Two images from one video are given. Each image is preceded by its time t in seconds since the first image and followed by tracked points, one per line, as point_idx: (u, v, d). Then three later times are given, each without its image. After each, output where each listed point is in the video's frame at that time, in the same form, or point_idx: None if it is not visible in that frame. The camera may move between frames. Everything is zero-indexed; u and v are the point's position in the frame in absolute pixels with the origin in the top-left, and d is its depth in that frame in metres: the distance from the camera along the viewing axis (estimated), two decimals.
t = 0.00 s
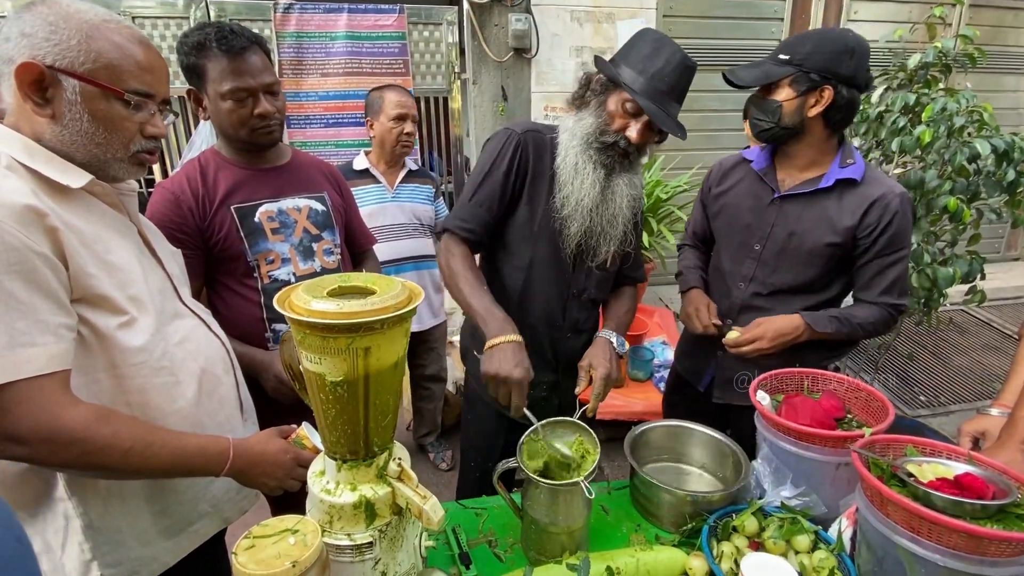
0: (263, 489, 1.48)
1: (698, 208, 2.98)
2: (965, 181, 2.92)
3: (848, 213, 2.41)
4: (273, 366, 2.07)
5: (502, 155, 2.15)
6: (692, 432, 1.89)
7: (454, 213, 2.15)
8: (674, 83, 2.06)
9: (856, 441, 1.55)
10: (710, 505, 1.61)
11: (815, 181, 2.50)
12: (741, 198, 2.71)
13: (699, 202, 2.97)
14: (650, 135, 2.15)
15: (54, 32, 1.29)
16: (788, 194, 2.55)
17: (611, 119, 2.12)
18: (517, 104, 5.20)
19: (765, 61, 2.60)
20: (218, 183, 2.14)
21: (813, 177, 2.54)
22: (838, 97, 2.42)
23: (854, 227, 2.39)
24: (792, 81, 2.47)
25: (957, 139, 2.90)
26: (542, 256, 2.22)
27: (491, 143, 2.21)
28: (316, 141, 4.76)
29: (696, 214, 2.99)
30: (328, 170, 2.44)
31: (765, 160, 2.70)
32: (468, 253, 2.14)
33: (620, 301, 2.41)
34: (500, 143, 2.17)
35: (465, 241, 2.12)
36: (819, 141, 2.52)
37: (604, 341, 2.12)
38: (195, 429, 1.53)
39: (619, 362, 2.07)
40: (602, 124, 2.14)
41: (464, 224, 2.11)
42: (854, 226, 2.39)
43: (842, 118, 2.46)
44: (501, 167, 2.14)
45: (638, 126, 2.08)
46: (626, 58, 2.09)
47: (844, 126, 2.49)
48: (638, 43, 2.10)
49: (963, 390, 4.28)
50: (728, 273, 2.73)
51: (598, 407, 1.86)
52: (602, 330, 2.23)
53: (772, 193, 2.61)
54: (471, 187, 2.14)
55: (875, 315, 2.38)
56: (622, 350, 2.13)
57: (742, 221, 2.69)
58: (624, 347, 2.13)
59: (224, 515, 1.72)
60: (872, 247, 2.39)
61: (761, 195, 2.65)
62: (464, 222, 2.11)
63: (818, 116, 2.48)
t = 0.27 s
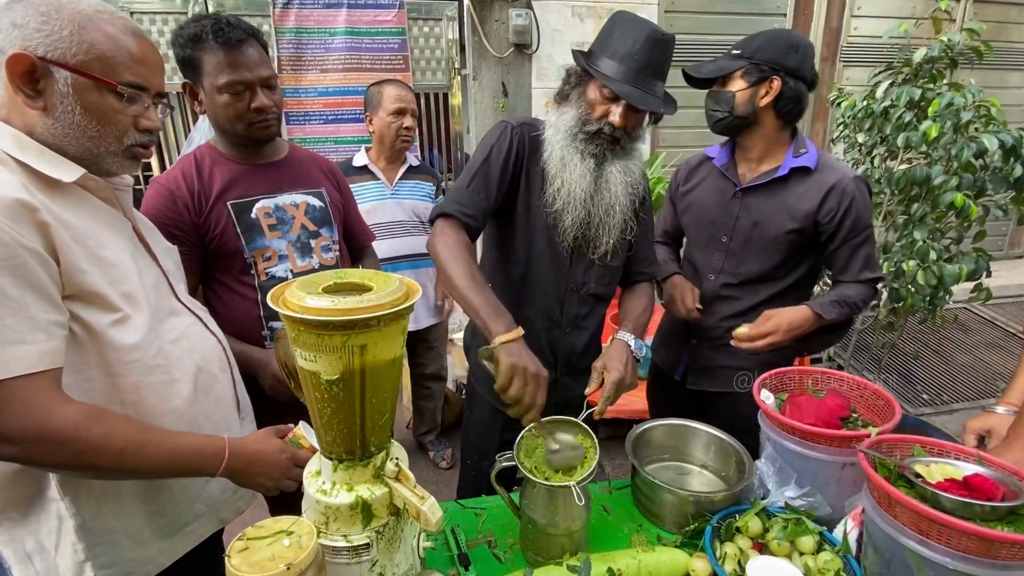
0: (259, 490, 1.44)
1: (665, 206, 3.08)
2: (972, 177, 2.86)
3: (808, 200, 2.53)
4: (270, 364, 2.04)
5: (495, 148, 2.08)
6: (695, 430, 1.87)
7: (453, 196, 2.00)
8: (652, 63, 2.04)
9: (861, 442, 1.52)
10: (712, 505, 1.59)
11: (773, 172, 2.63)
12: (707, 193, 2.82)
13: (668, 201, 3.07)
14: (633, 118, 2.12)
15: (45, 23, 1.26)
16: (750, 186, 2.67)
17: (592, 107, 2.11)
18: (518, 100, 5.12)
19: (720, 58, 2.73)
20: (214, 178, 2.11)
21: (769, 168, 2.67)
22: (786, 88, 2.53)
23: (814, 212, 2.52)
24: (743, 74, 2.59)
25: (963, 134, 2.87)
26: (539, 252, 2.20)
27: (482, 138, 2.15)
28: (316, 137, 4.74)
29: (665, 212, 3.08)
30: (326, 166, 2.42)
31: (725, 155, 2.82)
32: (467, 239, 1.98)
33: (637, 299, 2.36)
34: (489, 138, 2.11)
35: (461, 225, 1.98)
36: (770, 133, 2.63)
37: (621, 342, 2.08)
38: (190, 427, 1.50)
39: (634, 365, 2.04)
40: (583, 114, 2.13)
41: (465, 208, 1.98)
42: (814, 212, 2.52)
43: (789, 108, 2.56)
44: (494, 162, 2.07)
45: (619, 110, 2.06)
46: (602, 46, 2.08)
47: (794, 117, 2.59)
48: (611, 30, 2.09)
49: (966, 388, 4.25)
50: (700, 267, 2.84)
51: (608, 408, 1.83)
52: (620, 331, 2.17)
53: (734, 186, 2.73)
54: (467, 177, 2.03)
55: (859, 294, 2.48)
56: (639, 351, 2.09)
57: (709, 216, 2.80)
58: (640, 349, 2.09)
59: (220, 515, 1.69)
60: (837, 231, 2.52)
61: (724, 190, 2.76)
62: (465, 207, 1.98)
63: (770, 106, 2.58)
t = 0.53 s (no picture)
0: (253, 497, 1.39)
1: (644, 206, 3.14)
2: (982, 174, 2.82)
3: (779, 194, 2.61)
4: (264, 366, 2.00)
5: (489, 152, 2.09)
6: (701, 434, 1.82)
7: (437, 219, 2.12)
8: (659, 59, 2.00)
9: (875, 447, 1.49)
10: (718, 512, 1.55)
11: (744, 168, 2.70)
12: (682, 192, 2.90)
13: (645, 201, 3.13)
14: (639, 116, 2.07)
15: (29, 14, 1.21)
16: (723, 183, 2.74)
17: (596, 103, 2.05)
18: (518, 97, 4.93)
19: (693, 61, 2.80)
20: (208, 174, 2.07)
21: (741, 165, 2.74)
22: (755, 89, 2.61)
23: (785, 206, 2.60)
24: (714, 76, 2.67)
25: (974, 131, 2.82)
26: (538, 254, 2.16)
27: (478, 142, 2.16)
28: (315, 135, 4.69)
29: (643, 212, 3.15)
30: (324, 162, 2.37)
31: (698, 155, 2.90)
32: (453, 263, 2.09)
33: (631, 295, 2.32)
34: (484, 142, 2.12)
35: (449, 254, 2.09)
36: (741, 133, 2.72)
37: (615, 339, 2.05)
38: (182, 432, 1.46)
39: (629, 361, 2.01)
40: (586, 110, 2.07)
41: (443, 230, 2.08)
42: (785, 206, 2.60)
43: (758, 108, 2.64)
44: (487, 166, 2.09)
45: (625, 107, 2.00)
46: (607, 39, 2.04)
47: (764, 117, 2.67)
48: (620, 22, 2.04)
49: (972, 388, 4.21)
50: (680, 263, 2.91)
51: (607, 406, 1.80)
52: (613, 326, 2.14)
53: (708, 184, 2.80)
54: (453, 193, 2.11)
55: (821, 285, 2.61)
56: (633, 349, 2.06)
57: (685, 214, 2.87)
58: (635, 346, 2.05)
59: (214, 520, 1.65)
60: (804, 225, 2.61)
61: (698, 188, 2.83)
62: (444, 228, 2.08)
63: (739, 107, 2.66)
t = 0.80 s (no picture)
0: (245, 504, 1.32)
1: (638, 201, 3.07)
2: (995, 172, 2.76)
3: (771, 193, 2.58)
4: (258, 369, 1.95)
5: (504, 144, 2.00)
6: (706, 439, 1.77)
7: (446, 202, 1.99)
8: (694, 68, 1.92)
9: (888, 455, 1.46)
10: (725, 520, 1.50)
11: (735, 168, 2.66)
12: (673, 189, 2.84)
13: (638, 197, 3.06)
14: (665, 125, 1.99)
15: (8, 6, 1.16)
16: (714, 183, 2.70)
17: (623, 106, 1.97)
18: (519, 94, 4.75)
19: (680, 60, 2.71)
20: (202, 172, 2.02)
21: (732, 164, 2.70)
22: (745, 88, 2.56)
23: (776, 206, 2.58)
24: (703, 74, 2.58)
25: (986, 127, 2.78)
26: (545, 256, 2.11)
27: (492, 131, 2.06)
28: (314, 132, 4.65)
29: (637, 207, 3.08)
30: (321, 160, 2.32)
31: (688, 153, 2.86)
32: (458, 247, 1.99)
33: (626, 301, 2.26)
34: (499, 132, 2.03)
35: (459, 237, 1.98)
36: (731, 131, 2.65)
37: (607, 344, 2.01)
38: (171, 437, 1.42)
39: (624, 367, 1.96)
40: (612, 111, 1.98)
41: (453, 216, 1.95)
42: (776, 205, 2.58)
43: (749, 107, 2.60)
44: (500, 159, 1.99)
45: (652, 115, 1.92)
46: (642, 38, 1.96)
47: (754, 115, 2.63)
48: (657, 23, 1.97)
49: (979, 388, 4.15)
50: (669, 261, 2.84)
51: (604, 414, 1.74)
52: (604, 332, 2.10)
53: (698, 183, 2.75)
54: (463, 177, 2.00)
55: (804, 283, 2.63)
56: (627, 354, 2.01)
57: (676, 211, 2.81)
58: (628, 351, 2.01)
59: (205, 528, 1.61)
60: (793, 224, 2.60)
61: (689, 186, 2.78)
62: (452, 212, 1.96)
63: (730, 106, 2.60)
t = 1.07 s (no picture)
0: (241, 509, 1.28)
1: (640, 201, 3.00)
2: (1004, 169, 2.72)
3: (774, 188, 2.56)
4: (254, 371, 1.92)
5: (520, 140, 1.88)
6: (711, 443, 1.74)
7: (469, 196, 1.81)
8: (712, 66, 1.87)
9: (896, 460, 1.43)
10: (730, 527, 1.47)
11: (735, 162, 2.62)
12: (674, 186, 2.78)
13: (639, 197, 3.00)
14: (679, 124, 1.93)
15: None
16: (715, 177, 2.65)
17: (638, 103, 1.90)
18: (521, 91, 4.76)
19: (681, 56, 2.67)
20: (198, 171, 1.99)
21: (732, 159, 2.67)
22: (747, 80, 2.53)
23: (780, 199, 2.55)
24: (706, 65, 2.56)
25: (995, 124, 2.75)
26: (559, 254, 2.04)
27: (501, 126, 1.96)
28: (314, 130, 4.62)
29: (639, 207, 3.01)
30: (319, 158, 2.29)
31: (688, 151, 2.78)
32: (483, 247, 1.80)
33: (636, 301, 2.19)
34: (512, 127, 1.91)
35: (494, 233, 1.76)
36: (732, 126, 2.62)
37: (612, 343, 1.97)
38: (163, 442, 1.39)
39: (629, 366, 1.92)
40: (627, 109, 1.91)
41: (488, 212, 1.77)
42: (781, 199, 2.55)
43: (751, 101, 2.57)
44: (520, 156, 1.88)
45: (668, 113, 1.85)
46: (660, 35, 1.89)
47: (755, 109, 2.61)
48: (672, 21, 1.92)
49: (985, 388, 4.11)
50: (670, 261, 2.79)
51: (608, 417, 1.70)
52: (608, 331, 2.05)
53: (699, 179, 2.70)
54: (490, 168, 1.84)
55: (812, 276, 2.63)
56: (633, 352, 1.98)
57: (677, 210, 2.75)
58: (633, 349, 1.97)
59: (200, 533, 1.58)
60: (797, 217, 2.59)
61: (690, 183, 2.73)
62: (487, 209, 1.78)
63: (732, 98, 2.56)
